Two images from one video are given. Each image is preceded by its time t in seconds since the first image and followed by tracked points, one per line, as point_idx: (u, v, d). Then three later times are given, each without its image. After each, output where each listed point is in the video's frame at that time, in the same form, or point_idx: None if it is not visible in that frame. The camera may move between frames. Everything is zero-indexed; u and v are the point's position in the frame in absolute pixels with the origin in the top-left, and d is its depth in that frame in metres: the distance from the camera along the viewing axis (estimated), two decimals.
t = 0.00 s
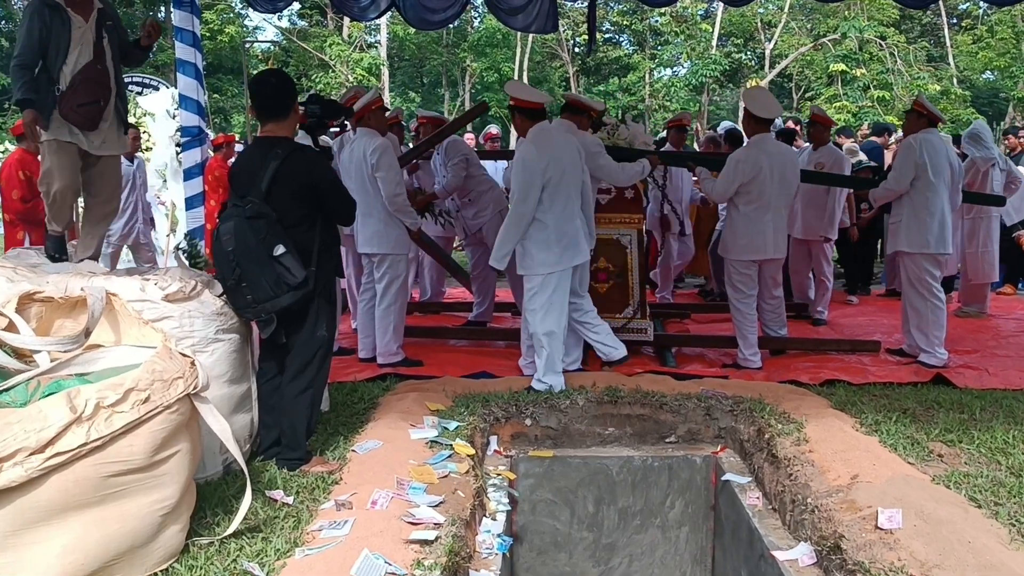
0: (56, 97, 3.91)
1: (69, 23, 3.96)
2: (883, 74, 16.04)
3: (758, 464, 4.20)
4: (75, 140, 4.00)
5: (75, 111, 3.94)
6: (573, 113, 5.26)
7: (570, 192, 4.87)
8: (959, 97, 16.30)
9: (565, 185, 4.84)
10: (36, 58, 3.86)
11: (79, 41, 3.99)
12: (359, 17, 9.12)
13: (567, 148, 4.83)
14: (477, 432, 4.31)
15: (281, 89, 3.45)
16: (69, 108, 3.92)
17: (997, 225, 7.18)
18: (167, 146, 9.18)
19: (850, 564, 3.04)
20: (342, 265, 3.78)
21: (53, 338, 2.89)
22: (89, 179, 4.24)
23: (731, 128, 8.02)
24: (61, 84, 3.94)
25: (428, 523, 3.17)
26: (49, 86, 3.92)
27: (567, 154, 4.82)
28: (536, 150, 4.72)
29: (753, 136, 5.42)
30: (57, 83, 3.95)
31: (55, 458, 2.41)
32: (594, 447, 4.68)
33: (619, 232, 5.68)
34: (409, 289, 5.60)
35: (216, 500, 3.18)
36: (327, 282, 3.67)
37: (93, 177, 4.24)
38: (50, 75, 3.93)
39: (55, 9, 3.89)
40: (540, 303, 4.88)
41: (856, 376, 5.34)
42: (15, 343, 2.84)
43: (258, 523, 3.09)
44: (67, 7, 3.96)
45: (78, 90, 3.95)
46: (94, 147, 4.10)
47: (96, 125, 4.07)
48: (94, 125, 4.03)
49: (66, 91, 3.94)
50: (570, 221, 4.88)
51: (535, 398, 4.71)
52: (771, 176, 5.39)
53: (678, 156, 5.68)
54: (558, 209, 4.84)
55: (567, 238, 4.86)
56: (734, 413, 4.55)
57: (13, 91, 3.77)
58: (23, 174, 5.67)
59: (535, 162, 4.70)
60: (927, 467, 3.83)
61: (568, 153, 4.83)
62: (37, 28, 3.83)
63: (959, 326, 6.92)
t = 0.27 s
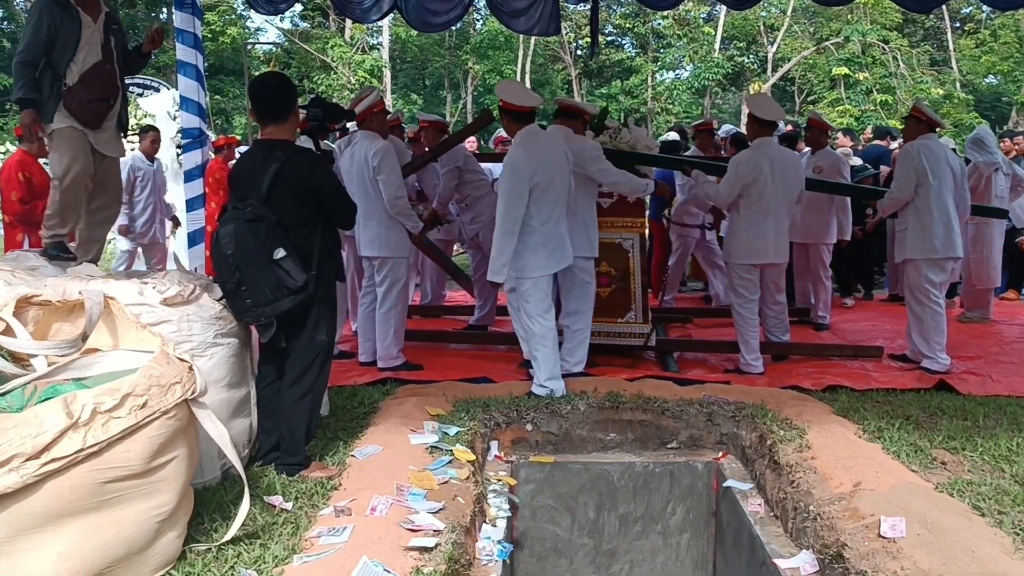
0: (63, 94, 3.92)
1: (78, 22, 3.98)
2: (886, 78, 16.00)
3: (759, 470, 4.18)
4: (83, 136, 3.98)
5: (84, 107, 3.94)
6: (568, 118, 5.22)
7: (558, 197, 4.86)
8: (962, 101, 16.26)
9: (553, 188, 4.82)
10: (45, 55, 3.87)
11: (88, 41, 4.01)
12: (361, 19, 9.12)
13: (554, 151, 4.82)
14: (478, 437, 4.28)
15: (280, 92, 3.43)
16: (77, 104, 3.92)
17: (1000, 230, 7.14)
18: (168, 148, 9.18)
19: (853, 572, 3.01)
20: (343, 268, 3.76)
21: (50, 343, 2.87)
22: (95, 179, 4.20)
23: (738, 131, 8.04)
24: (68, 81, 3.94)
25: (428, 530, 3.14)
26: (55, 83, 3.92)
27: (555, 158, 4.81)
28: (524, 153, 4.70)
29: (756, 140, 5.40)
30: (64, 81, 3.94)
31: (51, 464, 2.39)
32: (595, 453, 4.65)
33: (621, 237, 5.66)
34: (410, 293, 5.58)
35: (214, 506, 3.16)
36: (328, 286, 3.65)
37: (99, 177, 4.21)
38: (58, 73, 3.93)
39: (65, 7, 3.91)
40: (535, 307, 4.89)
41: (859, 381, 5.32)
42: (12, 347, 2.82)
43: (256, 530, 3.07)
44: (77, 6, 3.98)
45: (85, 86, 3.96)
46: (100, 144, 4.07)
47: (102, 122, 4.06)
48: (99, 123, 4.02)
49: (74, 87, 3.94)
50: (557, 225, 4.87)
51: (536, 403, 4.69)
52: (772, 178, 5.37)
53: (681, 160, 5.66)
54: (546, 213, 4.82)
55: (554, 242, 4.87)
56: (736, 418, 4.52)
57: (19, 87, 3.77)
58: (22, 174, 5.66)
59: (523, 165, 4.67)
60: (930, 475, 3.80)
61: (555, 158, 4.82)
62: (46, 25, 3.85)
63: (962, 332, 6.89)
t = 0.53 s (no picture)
0: (88, 98, 3.93)
1: (105, 29, 3.99)
2: (904, 81, 15.85)
3: (773, 476, 4.15)
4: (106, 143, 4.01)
5: (112, 113, 3.97)
6: (590, 122, 5.18)
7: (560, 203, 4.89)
8: (981, 105, 16.09)
9: (557, 194, 4.85)
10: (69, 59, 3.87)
11: (112, 49, 4.04)
12: (378, 22, 9.15)
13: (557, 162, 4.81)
14: (490, 440, 4.28)
15: (294, 95, 3.44)
16: (106, 110, 3.95)
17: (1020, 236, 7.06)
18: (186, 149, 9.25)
19: None
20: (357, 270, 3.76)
21: (66, 343, 2.90)
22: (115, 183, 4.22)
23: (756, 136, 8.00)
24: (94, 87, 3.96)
25: (439, 533, 3.14)
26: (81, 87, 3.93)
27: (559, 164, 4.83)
28: (535, 158, 4.68)
29: (773, 145, 5.37)
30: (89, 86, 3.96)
31: (65, 464, 2.41)
32: (607, 457, 4.63)
33: (636, 240, 5.64)
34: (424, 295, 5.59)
35: (227, 507, 3.17)
36: (342, 288, 3.65)
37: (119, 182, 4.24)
38: (83, 77, 3.94)
39: (92, 15, 3.91)
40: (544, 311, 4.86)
41: (875, 388, 5.27)
42: (28, 348, 2.85)
43: (268, 531, 3.08)
44: (105, 14, 4.00)
45: (112, 94, 3.97)
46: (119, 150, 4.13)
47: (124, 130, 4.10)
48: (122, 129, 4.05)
49: (101, 92, 3.96)
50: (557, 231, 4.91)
51: (549, 406, 4.67)
52: (791, 182, 5.34)
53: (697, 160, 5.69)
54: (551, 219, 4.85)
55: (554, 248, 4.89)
56: (749, 424, 4.49)
57: (37, 91, 3.80)
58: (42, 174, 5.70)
59: (534, 170, 4.66)
60: (946, 483, 3.75)
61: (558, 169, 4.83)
62: (72, 32, 3.83)
63: (980, 338, 6.81)
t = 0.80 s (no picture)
0: (112, 119, 3.83)
1: (128, 44, 3.88)
2: (921, 81, 15.72)
3: (788, 477, 4.12)
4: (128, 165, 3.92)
5: (137, 135, 3.91)
6: (624, 126, 5.14)
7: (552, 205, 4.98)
8: (999, 105, 15.92)
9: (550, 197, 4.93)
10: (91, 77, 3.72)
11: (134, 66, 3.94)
12: (391, 22, 9.17)
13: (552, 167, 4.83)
14: (503, 439, 4.28)
15: (307, 96, 3.45)
16: (133, 133, 3.89)
17: None
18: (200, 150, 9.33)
19: None
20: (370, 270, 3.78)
21: (82, 342, 2.93)
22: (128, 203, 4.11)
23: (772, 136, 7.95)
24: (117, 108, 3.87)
25: (453, 532, 3.14)
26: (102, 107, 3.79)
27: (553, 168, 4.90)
28: (534, 159, 4.73)
29: (793, 145, 5.34)
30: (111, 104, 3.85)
31: (81, 462, 2.42)
32: (621, 457, 4.62)
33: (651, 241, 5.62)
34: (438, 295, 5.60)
35: (242, 505, 3.19)
36: (355, 288, 3.66)
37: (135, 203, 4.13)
38: (105, 96, 3.81)
39: (118, 30, 3.78)
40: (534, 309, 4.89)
41: (891, 389, 5.23)
42: (46, 346, 2.87)
43: (283, 529, 3.09)
44: (127, 28, 3.86)
45: (136, 114, 3.92)
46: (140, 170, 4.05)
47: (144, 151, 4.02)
48: (145, 150, 4.00)
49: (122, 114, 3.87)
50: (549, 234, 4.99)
51: (562, 406, 4.67)
52: (813, 183, 5.30)
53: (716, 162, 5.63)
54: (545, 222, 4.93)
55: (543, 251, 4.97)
56: (764, 425, 4.46)
57: (63, 108, 3.59)
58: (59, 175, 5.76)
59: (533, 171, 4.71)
60: (963, 485, 3.71)
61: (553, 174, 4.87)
62: (99, 49, 3.69)
63: (998, 339, 6.75)
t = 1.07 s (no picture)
0: (121, 123, 3.83)
1: (131, 43, 3.84)
2: (928, 79, 15.65)
3: (795, 478, 4.11)
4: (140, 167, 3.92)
5: (148, 138, 3.90)
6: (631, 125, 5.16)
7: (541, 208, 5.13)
8: (1007, 103, 15.84)
9: (537, 199, 5.07)
10: (97, 81, 3.70)
11: (139, 67, 3.92)
12: (398, 23, 9.18)
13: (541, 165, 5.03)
14: (510, 439, 4.28)
15: (312, 98, 3.45)
16: (142, 137, 3.87)
17: None
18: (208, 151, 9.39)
19: None
20: (375, 270, 3.77)
21: (91, 343, 2.94)
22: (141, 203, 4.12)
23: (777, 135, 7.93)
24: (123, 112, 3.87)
25: (460, 532, 3.15)
26: (109, 110, 3.77)
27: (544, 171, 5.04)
28: (516, 161, 4.91)
29: (803, 145, 5.33)
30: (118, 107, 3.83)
31: (91, 463, 2.44)
32: (628, 458, 4.61)
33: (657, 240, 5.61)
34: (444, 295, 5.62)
35: (250, 506, 3.20)
36: (360, 288, 3.65)
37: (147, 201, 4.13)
38: (112, 100, 3.80)
39: (120, 30, 3.76)
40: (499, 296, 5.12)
41: (898, 389, 5.21)
42: (55, 347, 2.88)
43: (290, 530, 3.10)
44: (129, 27, 3.83)
45: (145, 118, 3.91)
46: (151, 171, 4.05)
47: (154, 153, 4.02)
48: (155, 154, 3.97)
49: (128, 118, 3.87)
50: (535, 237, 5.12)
51: (569, 406, 4.67)
52: (824, 182, 5.29)
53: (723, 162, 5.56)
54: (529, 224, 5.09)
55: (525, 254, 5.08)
56: (771, 425, 4.45)
57: (76, 116, 3.58)
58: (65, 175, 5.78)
59: (512, 173, 4.90)
60: (971, 486, 3.70)
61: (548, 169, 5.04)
62: (102, 50, 3.66)
63: (1006, 339, 6.72)
